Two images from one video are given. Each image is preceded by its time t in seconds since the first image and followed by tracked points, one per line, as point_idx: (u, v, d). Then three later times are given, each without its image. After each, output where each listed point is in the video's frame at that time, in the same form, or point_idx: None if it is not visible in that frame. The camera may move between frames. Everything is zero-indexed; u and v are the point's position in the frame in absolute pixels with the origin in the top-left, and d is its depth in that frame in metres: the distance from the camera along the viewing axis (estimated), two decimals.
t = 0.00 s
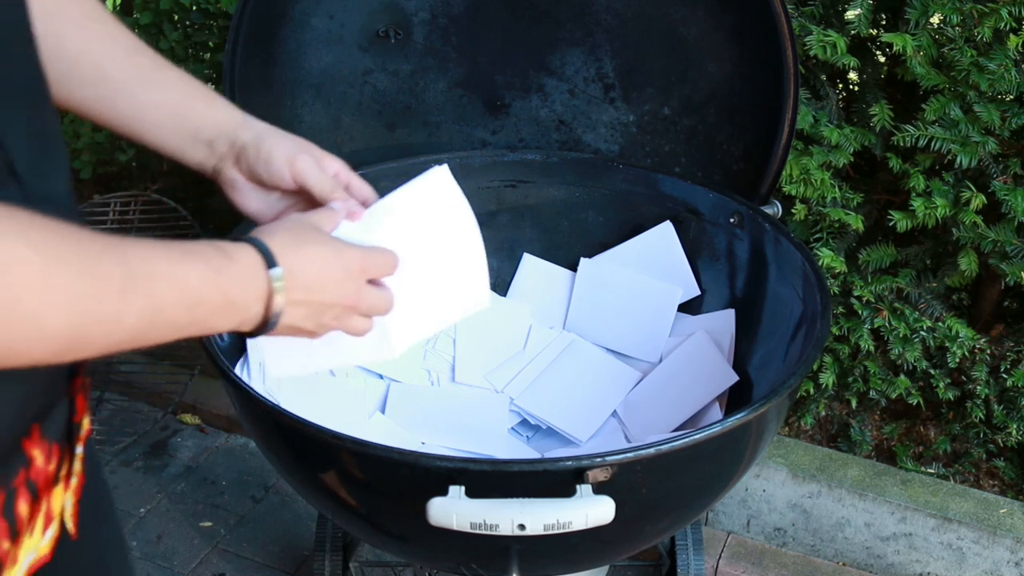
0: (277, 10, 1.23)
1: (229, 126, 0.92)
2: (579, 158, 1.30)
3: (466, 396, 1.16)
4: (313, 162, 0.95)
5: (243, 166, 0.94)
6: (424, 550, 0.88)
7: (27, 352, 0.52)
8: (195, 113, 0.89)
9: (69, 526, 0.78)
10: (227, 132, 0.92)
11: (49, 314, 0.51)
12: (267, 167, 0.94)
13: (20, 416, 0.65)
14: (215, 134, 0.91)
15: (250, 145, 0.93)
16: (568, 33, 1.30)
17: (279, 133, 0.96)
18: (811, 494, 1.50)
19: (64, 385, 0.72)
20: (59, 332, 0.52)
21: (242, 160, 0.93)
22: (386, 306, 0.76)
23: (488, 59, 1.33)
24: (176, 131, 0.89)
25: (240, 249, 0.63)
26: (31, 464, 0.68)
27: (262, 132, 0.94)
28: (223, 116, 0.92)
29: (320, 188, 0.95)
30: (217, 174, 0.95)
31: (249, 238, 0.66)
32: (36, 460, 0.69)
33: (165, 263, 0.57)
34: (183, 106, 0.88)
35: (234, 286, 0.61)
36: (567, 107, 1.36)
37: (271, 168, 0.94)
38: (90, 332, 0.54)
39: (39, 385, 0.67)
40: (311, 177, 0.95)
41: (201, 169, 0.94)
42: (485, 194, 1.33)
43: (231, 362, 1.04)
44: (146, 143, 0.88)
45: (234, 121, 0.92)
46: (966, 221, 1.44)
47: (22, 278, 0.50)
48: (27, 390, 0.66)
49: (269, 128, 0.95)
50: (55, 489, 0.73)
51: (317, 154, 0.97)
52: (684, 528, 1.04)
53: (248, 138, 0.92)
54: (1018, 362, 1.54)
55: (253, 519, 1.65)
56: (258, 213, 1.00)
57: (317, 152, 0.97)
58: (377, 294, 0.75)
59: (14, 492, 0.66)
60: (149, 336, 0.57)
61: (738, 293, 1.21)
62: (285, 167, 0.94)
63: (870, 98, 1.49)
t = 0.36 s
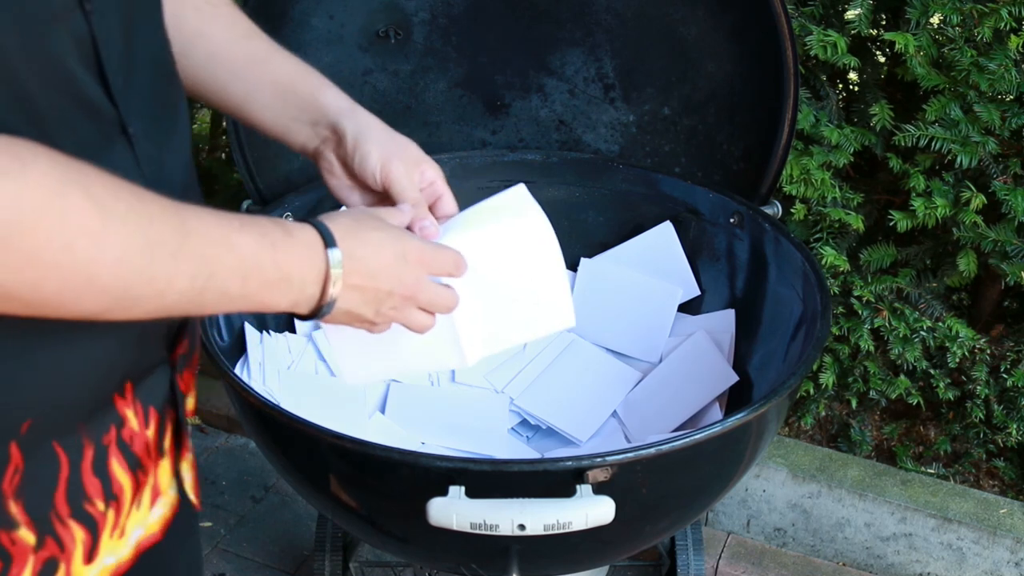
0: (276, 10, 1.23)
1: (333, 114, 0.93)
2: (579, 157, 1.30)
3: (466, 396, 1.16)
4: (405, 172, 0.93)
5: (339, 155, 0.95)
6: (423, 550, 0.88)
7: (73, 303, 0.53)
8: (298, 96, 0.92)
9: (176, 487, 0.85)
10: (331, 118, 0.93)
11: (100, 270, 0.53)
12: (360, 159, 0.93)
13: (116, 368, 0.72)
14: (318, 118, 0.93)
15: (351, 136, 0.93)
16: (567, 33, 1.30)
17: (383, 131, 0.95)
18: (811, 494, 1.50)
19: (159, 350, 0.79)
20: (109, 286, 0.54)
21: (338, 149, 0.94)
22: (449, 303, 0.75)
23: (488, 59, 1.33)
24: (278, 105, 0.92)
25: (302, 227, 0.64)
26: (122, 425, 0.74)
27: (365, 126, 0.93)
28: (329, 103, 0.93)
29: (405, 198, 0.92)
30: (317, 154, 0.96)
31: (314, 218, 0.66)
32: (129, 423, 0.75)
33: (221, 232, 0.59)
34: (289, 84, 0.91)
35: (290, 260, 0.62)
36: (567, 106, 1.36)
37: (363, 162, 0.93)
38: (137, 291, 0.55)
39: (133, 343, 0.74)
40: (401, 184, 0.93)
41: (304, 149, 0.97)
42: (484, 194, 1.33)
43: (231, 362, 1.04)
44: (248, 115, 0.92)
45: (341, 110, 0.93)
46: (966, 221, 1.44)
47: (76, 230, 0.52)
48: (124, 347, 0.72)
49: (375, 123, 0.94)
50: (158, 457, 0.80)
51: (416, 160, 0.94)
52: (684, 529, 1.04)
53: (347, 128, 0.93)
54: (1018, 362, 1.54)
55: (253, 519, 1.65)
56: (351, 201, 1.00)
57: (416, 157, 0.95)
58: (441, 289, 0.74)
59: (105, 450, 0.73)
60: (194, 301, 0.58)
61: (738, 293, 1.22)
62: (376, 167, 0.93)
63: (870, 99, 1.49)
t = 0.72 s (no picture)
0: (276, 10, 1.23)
1: (377, 139, 0.88)
2: (579, 157, 1.30)
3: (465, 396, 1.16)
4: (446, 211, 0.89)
5: (379, 181, 0.91)
6: (423, 550, 0.88)
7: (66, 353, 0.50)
8: (344, 118, 0.87)
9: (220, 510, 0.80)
10: (373, 145, 0.88)
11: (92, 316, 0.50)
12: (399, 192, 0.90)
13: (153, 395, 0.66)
14: (360, 142, 0.89)
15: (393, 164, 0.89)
16: (567, 33, 1.30)
17: (427, 160, 0.90)
18: (811, 494, 1.50)
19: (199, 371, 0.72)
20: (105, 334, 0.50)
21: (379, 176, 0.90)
22: (476, 349, 0.69)
23: (488, 59, 1.33)
24: (321, 126, 0.88)
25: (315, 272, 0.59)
26: (171, 444, 0.69)
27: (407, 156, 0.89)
28: (373, 127, 0.88)
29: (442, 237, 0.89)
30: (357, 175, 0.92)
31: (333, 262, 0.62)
32: (177, 441, 0.70)
33: (228, 276, 0.54)
34: (332, 106, 0.87)
35: (302, 309, 0.57)
36: (567, 106, 1.36)
37: (402, 194, 0.90)
38: (134, 341, 0.52)
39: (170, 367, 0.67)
40: (438, 218, 0.89)
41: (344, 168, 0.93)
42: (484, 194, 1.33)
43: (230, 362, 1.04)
44: (291, 131, 0.88)
45: (385, 136, 0.88)
46: (966, 221, 1.44)
47: (71, 284, 0.48)
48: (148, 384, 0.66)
49: (420, 152, 0.90)
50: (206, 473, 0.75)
51: (457, 196, 0.91)
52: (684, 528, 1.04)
53: (389, 157, 0.89)
54: (1018, 362, 1.54)
55: (252, 519, 1.65)
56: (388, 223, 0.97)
57: (457, 191, 0.91)
58: (470, 337, 0.68)
59: (154, 471, 0.68)
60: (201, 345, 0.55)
61: (738, 293, 1.22)
62: (416, 201, 0.90)
63: (870, 99, 1.49)
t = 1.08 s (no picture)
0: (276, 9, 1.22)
1: (389, 153, 0.86)
2: (579, 157, 1.30)
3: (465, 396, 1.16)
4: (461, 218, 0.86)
5: (391, 197, 0.88)
6: (423, 550, 0.88)
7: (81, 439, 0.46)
8: (353, 133, 0.85)
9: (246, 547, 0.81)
10: (384, 159, 0.86)
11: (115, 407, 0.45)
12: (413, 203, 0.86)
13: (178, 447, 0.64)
14: (369, 157, 0.86)
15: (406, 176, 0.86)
16: (568, 33, 1.30)
17: (441, 173, 0.88)
18: (811, 494, 1.50)
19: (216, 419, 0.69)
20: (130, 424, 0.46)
21: (391, 191, 0.87)
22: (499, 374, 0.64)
23: (488, 59, 1.33)
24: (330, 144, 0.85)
25: (336, 320, 0.53)
26: (197, 495, 0.67)
27: (418, 168, 0.86)
28: (384, 142, 0.86)
29: (458, 247, 0.84)
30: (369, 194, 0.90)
31: (358, 303, 0.55)
32: (203, 490, 0.68)
33: (251, 345, 0.49)
34: (340, 119, 0.84)
35: (326, 364, 0.52)
36: (567, 106, 1.36)
37: (417, 206, 0.86)
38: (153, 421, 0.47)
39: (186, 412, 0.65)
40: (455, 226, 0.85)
41: (353, 189, 0.90)
42: (484, 193, 1.33)
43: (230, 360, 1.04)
44: (297, 150, 0.85)
45: (396, 150, 0.86)
46: (965, 221, 1.44)
47: (84, 374, 0.44)
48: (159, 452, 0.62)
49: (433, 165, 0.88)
50: (232, 519, 0.74)
51: (474, 208, 0.88)
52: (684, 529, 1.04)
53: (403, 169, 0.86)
54: (1018, 362, 1.54)
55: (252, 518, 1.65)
56: (404, 243, 0.93)
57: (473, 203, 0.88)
58: (493, 364, 0.63)
59: (181, 525, 0.66)
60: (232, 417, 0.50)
61: (738, 293, 1.22)
62: (432, 212, 0.86)
63: (870, 99, 1.49)
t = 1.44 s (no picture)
0: (276, 9, 1.22)
1: (381, 154, 0.82)
2: (579, 157, 1.30)
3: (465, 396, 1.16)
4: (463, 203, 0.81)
5: (387, 200, 0.84)
6: (423, 551, 0.88)
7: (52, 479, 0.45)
8: (342, 134, 0.82)
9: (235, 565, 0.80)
10: (374, 158, 0.82)
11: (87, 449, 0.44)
12: (409, 197, 0.81)
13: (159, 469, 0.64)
14: (360, 160, 0.82)
15: (401, 175, 0.82)
16: (568, 33, 1.30)
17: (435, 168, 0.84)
18: (811, 494, 1.50)
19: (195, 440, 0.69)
20: (103, 462, 0.45)
21: (387, 193, 0.83)
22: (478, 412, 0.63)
23: (488, 59, 1.33)
24: (319, 149, 0.82)
25: (318, 352, 0.53)
26: (178, 516, 0.67)
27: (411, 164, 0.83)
28: (376, 141, 0.83)
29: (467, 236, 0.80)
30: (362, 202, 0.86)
31: (346, 335, 0.55)
32: (184, 511, 0.68)
33: (223, 383, 0.48)
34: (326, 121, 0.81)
35: (303, 396, 0.51)
36: (567, 106, 1.36)
37: (415, 205, 0.82)
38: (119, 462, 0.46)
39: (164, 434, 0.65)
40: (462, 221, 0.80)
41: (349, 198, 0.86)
42: (485, 194, 1.33)
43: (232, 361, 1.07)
44: (287, 157, 0.82)
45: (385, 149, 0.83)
46: (966, 221, 1.44)
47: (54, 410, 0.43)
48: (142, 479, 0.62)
49: (428, 162, 0.84)
50: (214, 540, 0.73)
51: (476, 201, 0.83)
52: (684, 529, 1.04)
53: (397, 168, 0.82)
54: (1018, 362, 1.54)
55: (253, 518, 1.65)
56: (403, 250, 0.88)
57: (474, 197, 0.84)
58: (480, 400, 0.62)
59: (161, 547, 0.65)
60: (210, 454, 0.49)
61: (739, 293, 1.22)
62: (432, 208, 0.81)
63: (870, 99, 1.49)
